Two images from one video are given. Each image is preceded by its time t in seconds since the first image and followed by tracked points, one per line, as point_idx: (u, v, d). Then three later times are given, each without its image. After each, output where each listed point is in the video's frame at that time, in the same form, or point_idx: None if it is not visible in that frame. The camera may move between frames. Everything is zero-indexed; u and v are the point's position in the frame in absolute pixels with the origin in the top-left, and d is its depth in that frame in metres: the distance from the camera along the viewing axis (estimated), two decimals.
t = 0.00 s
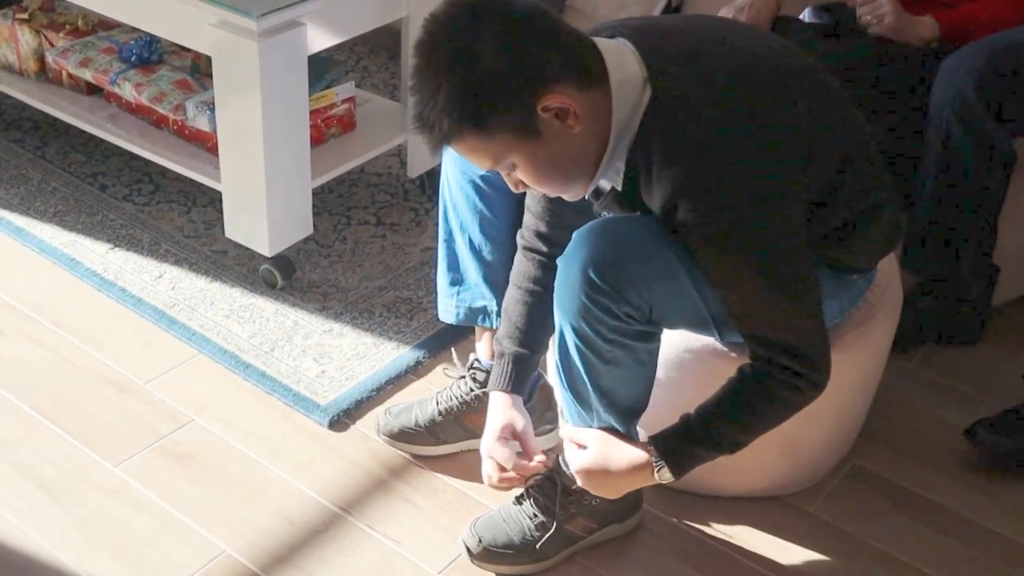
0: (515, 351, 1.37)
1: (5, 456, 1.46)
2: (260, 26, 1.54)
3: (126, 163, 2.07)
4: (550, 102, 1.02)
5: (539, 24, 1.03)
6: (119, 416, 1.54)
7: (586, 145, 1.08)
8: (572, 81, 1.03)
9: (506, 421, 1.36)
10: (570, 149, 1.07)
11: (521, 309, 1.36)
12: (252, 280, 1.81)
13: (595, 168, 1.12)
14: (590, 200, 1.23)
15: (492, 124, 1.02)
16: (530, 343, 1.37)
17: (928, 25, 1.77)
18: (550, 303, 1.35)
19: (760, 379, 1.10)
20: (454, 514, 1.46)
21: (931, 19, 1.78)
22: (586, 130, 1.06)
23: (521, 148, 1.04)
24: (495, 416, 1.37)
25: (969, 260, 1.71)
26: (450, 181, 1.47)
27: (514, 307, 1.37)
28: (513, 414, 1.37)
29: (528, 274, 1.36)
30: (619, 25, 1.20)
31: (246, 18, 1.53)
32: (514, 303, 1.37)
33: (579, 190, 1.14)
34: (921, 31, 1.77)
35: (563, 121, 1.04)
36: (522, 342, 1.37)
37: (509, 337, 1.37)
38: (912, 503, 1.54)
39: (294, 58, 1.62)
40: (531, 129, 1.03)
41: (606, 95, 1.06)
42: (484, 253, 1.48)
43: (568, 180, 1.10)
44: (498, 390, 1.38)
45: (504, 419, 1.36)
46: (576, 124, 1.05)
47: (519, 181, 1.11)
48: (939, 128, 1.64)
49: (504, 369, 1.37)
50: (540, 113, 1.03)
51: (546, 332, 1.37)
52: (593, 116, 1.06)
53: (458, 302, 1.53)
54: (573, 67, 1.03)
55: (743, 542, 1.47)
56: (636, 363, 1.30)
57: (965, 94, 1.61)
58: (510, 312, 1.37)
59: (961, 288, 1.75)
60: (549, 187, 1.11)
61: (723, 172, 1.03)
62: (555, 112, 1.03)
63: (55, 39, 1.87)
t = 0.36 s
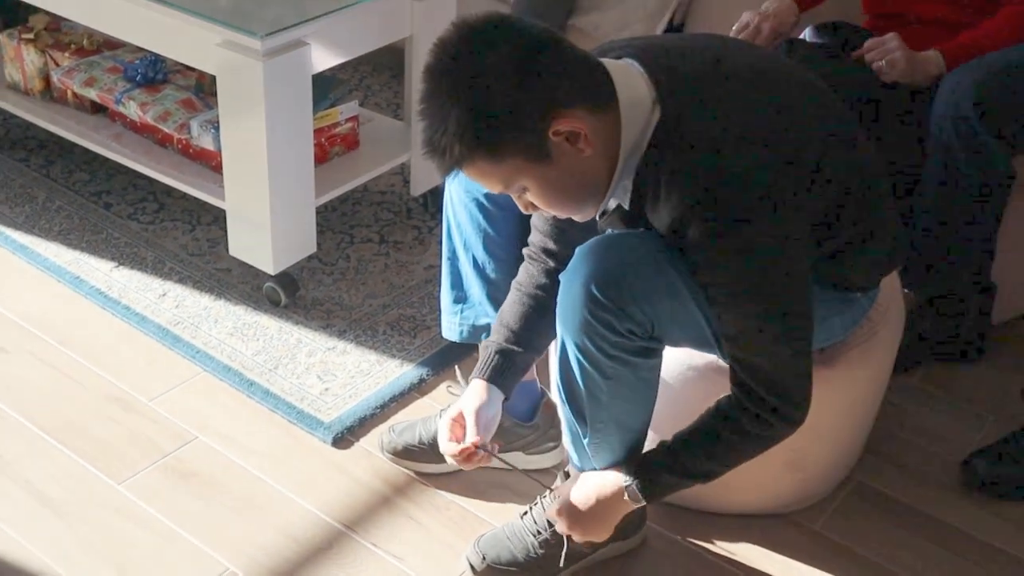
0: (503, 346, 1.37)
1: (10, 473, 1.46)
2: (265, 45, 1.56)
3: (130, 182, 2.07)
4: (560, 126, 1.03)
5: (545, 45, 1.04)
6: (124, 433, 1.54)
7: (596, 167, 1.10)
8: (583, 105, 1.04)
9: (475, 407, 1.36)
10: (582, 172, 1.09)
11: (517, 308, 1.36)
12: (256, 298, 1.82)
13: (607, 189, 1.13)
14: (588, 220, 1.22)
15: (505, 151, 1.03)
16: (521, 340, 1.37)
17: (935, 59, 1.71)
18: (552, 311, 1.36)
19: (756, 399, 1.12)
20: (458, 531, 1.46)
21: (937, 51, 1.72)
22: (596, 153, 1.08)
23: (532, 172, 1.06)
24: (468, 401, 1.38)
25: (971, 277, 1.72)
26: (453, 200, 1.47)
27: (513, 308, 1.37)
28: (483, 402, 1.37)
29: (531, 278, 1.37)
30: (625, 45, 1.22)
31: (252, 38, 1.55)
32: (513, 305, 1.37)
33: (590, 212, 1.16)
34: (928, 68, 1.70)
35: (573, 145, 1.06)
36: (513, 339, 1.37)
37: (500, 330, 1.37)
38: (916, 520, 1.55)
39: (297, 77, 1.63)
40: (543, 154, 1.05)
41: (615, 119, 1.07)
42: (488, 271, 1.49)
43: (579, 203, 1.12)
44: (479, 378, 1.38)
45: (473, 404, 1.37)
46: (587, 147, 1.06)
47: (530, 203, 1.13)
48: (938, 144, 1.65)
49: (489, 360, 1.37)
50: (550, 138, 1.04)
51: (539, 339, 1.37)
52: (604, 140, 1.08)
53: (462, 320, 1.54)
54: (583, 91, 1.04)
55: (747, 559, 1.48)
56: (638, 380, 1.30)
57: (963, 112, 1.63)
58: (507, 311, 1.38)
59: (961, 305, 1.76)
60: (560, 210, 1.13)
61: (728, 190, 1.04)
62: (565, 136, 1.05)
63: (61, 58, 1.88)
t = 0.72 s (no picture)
0: (512, 372, 1.37)
1: (18, 484, 1.46)
2: (274, 58, 1.57)
3: (138, 193, 2.08)
4: (566, 146, 1.04)
5: (554, 62, 1.05)
6: (132, 444, 1.55)
7: (605, 185, 1.10)
8: (589, 124, 1.05)
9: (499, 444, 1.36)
10: (589, 191, 1.10)
11: (526, 331, 1.36)
12: (264, 309, 1.82)
13: (615, 205, 1.14)
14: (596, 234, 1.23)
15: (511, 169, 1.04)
16: (529, 365, 1.37)
17: (941, 75, 1.70)
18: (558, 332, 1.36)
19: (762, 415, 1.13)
20: (465, 543, 1.47)
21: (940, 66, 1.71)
22: (604, 171, 1.09)
23: (540, 191, 1.07)
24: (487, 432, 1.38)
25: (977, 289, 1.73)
26: (461, 214, 1.47)
27: (520, 330, 1.38)
28: (502, 428, 1.37)
29: (538, 299, 1.37)
30: (633, 61, 1.22)
31: (261, 51, 1.56)
32: (521, 326, 1.37)
33: (600, 229, 1.16)
34: (932, 83, 1.70)
35: (580, 163, 1.07)
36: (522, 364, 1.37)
37: (509, 356, 1.37)
38: (923, 534, 1.55)
39: (306, 90, 1.64)
40: (548, 174, 1.05)
41: (622, 136, 1.08)
42: (495, 283, 1.49)
43: (587, 221, 1.13)
44: (492, 406, 1.39)
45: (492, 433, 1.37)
46: (594, 166, 1.07)
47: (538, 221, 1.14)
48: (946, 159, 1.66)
49: (501, 388, 1.38)
50: (556, 158, 1.05)
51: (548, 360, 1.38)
52: (611, 158, 1.08)
53: (469, 332, 1.54)
54: (590, 110, 1.05)
55: (753, 572, 1.48)
56: (644, 393, 1.31)
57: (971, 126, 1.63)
58: (515, 334, 1.38)
59: (969, 318, 1.76)
60: (569, 228, 1.13)
61: (733, 206, 1.06)
62: (571, 155, 1.06)
63: (70, 71, 1.90)
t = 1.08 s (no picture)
0: (526, 387, 1.39)
1: (22, 486, 1.46)
2: (280, 60, 1.57)
3: (144, 196, 2.08)
4: (570, 153, 1.04)
5: (560, 67, 1.05)
6: (136, 447, 1.54)
7: (611, 192, 1.10)
8: (593, 130, 1.05)
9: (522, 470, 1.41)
10: (596, 197, 1.09)
11: (535, 345, 1.37)
12: (269, 312, 1.82)
13: (622, 211, 1.14)
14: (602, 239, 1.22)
15: (515, 176, 1.04)
16: (543, 379, 1.38)
17: (943, 79, 1.70)
18: (566, 341, 1.37)
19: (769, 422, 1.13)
20: (469, 547, 1.46)
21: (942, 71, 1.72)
22: (610, 177, 1.08)
23: (546, 198, 1.07)
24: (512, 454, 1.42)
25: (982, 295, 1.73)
26: (466, 219, 1.47)
27: (529, 342, 1.38)
28: (527, 451, 1.41)
29: (545, 309, 1.37)
30: (639, 66, 1.22)
31: (266, 54, 1.56)
32: (530, 338, 1.38)
33: (607, 234, 1.16)
34: (935, 89, 1.70)
35: (584, 171, 1.06)
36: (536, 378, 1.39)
37: (522, 372, 1.39)
38: (928, 540, 1.54)
39: (311, 93, 1.64)
40: (554, 181, 1.05)
41: (627, 141, 1.08)
42: (500, 286, 1.49)
43: (593, 227, 1.13)
44: (512, 424, 1.41)
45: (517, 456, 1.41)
46: (599, 173, 1.07)
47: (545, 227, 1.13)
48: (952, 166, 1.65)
49: (516, 404, 1.40)
50: (560, 165, 1.05)
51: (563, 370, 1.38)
52: (616, 164, 1.08)
53: (474, 336, 1.53)
54: (595, 116, 1.05)
55: None
56: (650, 397, 1.30)
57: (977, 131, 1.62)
58: (526, 347, 1.38)
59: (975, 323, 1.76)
60: (576, 234, 1.13)
61: (741, 210, 1.05)
62: (575, 162, 1.05)
63: (76, 73, 1.90)
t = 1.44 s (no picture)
0: (524, 392, 1.38)
1: (24, 486, 1.46)
2: (282, 61, 1.57)
3: (147, 197, 2.08)
4: (572, 161, 1.03)
5: (560, 72, 1.05)
6: (138, 448, 1.55)
7: (615, 199, 1.10)
8: (592, 138, 1.04)
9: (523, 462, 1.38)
10: (600, 205, 1.09)
11: (533, 349, 1.36)
12: (270, 313, 1.82)
13: (626, 218, 1.14)
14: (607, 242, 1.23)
15: (516, 181, 1.03)
16: (543, 382, 1.37)
17: (943, 81, 1.70)
18: (565, 344, 1.36)
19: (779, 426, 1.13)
20: (471, 548, 1.47)
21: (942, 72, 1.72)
22: (613, 184, 1.08)
23: (548, 205, 1.06)
24: (511, 457, 1.39)
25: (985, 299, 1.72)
26: (466, 224, 1.48)
27: (528, 346, 1.38)
28: (528, 452, 1.38)
29: (544, 313, 1.37)
30: (641, 71, 1.22)
31: (268, 55, 1.56)
32: (529, 342, 1.38)
33: (611, 240, 1.16)
34: (936, 89, 1.70)
35: (586, 178, 1.06)
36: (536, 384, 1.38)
37: (520, 377, 1.38)
38: (930, 542, 1.54)
39: (313, 94, 1.64)
40: (557, 189, 1.05)
41: (631, 148, 1.07)
42: (501, 288, 1.49)
43: (597, 235, 1.12)
44: (512, 429, 1.39)
45: (518, 458, 1.38)
46: (601, 181, 1.06)
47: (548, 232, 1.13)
48: (955, 170, 1.65)
49: (516, 411, 1.38)
50: (563, 173, 1.04)
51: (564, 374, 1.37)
52: (618, 172, 1.07)
53: (475, 337, 1.53)
54: (597, 123, 1.04)
55: None
56: (653, 400, 1.30)
57: (980, 134, 1.62)
58: (524, 351, 1.38)
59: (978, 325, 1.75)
60: (579, 240, 1.12)
61: (743, 215, 1.05)
62: (577, 171, 1.05)
63: (80, 74, 1.90)
